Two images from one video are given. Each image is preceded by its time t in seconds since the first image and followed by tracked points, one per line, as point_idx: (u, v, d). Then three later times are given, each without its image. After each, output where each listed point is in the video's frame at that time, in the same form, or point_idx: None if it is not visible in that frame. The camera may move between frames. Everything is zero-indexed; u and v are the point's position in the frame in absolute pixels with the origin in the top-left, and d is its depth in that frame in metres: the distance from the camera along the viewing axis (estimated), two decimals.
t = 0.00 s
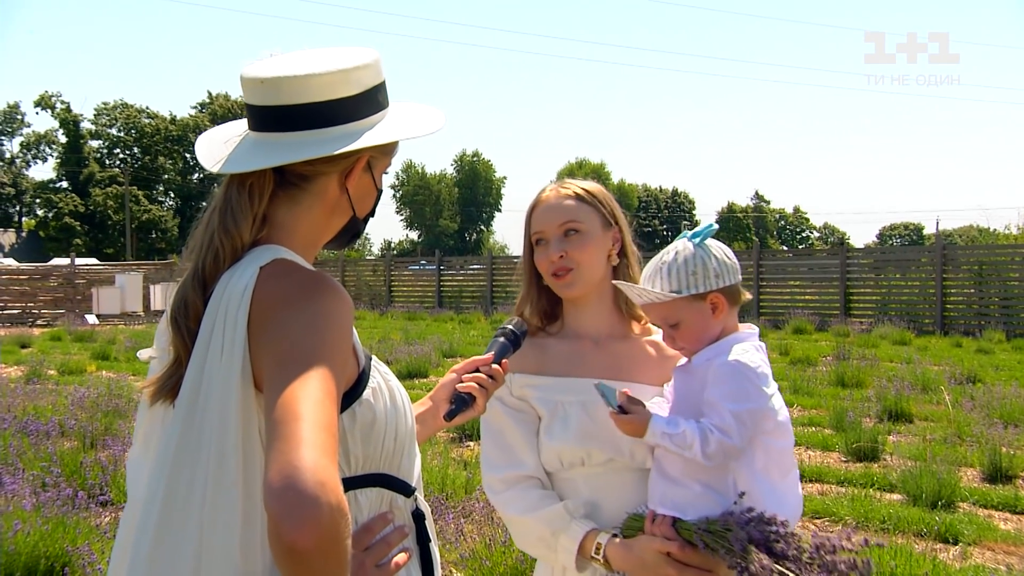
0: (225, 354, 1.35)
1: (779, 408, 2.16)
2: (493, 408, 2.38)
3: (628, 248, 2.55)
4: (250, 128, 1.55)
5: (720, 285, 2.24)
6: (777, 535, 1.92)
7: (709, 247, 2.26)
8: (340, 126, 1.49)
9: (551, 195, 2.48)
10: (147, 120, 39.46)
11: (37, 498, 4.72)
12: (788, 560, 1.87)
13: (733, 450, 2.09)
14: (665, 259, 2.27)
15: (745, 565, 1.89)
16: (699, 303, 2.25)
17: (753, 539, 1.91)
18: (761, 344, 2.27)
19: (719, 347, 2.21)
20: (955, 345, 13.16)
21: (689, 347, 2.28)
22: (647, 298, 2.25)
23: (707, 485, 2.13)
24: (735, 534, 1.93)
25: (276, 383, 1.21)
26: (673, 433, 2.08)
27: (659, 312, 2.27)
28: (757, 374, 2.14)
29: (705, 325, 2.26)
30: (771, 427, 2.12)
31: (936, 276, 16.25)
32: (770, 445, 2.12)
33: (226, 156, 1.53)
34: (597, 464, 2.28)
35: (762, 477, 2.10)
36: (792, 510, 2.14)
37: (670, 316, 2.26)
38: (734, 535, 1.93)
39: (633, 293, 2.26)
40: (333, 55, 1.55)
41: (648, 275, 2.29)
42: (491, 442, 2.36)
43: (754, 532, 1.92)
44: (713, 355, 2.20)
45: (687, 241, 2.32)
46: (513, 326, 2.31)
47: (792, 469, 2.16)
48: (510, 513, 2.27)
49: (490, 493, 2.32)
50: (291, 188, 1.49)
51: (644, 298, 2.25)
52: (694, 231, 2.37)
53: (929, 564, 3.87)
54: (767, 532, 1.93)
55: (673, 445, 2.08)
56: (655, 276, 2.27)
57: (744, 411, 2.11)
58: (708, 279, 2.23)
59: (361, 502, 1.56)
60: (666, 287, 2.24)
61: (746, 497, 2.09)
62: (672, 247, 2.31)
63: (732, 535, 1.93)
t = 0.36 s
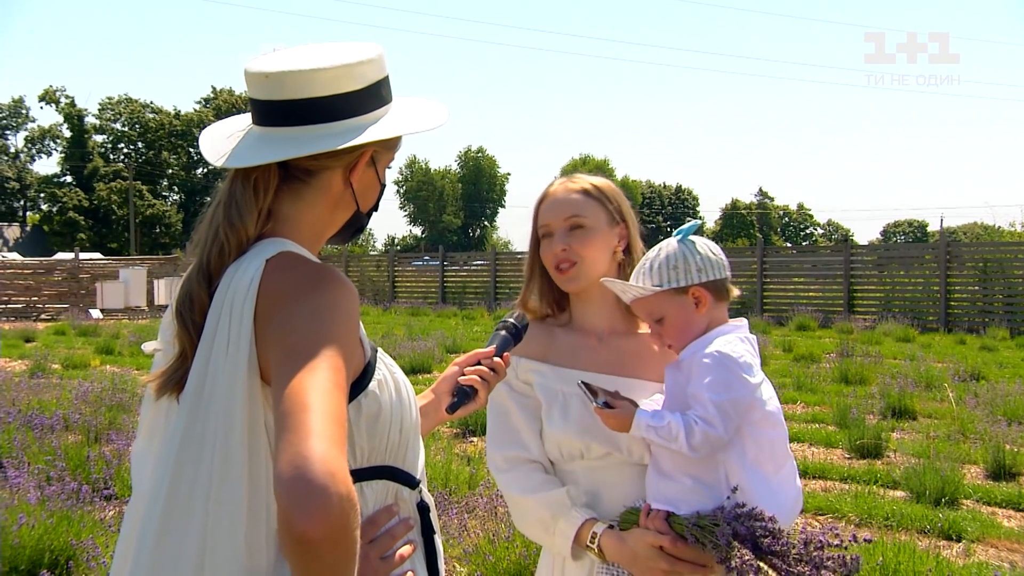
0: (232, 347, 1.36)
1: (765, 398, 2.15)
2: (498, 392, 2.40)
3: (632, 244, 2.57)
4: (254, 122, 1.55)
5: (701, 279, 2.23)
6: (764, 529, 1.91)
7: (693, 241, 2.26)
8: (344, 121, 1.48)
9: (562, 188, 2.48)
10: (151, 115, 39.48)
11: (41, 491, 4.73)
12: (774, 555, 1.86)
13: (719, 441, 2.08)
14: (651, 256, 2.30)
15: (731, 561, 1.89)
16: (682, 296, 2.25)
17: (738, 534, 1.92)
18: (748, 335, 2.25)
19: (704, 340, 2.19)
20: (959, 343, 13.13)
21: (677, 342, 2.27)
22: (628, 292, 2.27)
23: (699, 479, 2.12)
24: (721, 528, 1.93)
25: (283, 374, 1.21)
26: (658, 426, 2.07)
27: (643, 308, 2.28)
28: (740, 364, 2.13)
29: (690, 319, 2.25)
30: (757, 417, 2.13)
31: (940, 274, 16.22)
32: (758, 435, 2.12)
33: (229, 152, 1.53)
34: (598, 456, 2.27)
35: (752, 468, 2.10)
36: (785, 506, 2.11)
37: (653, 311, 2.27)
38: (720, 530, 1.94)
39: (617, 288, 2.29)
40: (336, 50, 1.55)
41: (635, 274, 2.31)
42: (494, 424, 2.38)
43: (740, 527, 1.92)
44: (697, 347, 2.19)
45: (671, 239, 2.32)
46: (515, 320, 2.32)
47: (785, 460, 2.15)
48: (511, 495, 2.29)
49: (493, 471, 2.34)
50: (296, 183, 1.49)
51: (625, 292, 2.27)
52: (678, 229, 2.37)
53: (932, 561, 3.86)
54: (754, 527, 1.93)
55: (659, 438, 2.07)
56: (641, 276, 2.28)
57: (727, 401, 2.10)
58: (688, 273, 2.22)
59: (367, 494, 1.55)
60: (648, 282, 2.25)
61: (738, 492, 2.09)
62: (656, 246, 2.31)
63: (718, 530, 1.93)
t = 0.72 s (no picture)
0: (240, 345, 1.36)
1: (769, 393, 2.15)
2: (500, 399, 2.40)
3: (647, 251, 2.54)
4: (262, 120, 1.55)
5: (693, 280, 2.23)
6: (778, 528, 1.91)
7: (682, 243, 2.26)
8: (352, 118, 1.48)
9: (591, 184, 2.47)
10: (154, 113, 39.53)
11: (45, 488, 4.75)
12: (789, 556, 1.86)
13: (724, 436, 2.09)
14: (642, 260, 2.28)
15: (745, 559, 1.88)
16: (677, 298, 2.24)
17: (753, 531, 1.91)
18: (744, 331, 2.25)
19: (702, 339, 2.20)
20: (962, 341, 13.12)
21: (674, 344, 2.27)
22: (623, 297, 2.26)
23: (708, 477, 2.13)
24: (736, 526, 1.94)
25: (292, 371, 1.21)
26: (664, 425, 2.07)
27: (638, 314, 2.27)
28: (739, 359, 2.13)
29: (686, 320, 2.25)
30: (762, 411, 2.13)
31: (944, 272, 16.21)
32: (762, 430, 2.12)
33: (238, 149, 1.53)
34: (604, 456, 2.27)
35: (759, 463, 2.10)
36: (794, 498, 2.11)
37: (650, 314, 2.26)
38: (735, 528, 1.94)
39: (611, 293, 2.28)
40: (344, 47, 1.55)
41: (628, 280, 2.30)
42: (498, 431, 2.38)
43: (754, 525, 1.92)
44: (695, 347, 2.19)
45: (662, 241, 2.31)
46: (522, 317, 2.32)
47: (791, 453, 2.15)
48: (517, 499, 2.28)
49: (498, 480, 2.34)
50: (304, 180, 1.49)
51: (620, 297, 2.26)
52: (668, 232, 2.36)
53: (936, 560, 3.86)
54: (769, 526, 1.93)
55: (666, 437, 2.07)
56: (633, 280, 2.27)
57: (728, 397, 2.11)
58: (681, 275, 2.22)
59: (374, 491, 1.55)
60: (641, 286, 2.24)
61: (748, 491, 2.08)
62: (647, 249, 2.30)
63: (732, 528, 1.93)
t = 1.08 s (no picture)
0: (250, 343, 1.37)
1: (792, 393, 2.18)
2: (510, 396, 2.39)
3: (654, 251, 2.58)
4: (272, 117, 1.56)
5: (719, 279, 2.25)
6: (809, 526, 1.96)
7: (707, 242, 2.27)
8: (362, 117, 1.49)
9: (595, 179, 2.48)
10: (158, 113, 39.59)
11: (51, 487, 4.75)
12: (823, 554, 1.91)
13: (755, 434, 2.09)
14: (667, 257, 2.30)
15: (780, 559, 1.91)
16: (701, 296, 2.26)
17: (787, 532, 1.95)
18: (768, 331, 2.29)
19: (726, 338, 2.22)
20: (967, 339, 13.10)
21: (696, 343, 2.28)
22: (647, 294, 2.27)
23: (730, 475, 2.14)
24: (768, 525, 1.96)
25: (302, 369, 1.22)
26: (696, 419, 2.08)
27: (660, 311, 2.28)
28: (768, 358, 2.16)
29: (709, 318, 2.26)
30: (787, 411, 2.15)
31: (948, 270, 16.17)
32: (787, 430, 2.15)
33: (249, 145, 1.55)
34: (619, 454, 2.28)
35: (783, 462, 2.13)
36: (815, 498, 2.16)
37: (673, 312, 2.27)
38: (768, 527, 1.96)
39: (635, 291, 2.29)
40: (354, 46, 1.56)
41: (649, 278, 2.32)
42: (509, 430, 2.37)
43: (789, 526, 1.96)
44: (721, 344, 2.21)
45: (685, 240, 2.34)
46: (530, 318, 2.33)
47: (812, 454, 2.19)
48: (534, 498, 2.28)
49: (512, 479, 2.34)
50: (314, 179, 1.50)
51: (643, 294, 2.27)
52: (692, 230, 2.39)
53: (941, 558, 3.87)
54: (800, 526, 1.96)
55: (698, 431, 2.07)
56: (657, 278, 2.29)
57: (759, 396, 2.12)
58: (707, 274, 2.24)
59: (383, 490, 1.56)
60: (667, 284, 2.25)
61: (772, 491, 2.11)
62: (671, 248, 2.33)
63: (766, 528, 1.96)
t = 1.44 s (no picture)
0: (250, 342, 1.37)
1: (811, 394, 2.20)
2: (518, 391, 2.40)
3: (654, 247, 2.58)
4: (274, 117, 1.57)
5: (746, 277, 2.29)
6: (824, 525, 1.92)
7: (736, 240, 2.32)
8: (364, 117, 1.50)
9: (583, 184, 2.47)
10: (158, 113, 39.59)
11: (52, 488, 4.76)
12: (839, 553, 1.85)
13: (776, 432, 2.11)
14: (696, 252, 2.34)
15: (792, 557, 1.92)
16: (726, 292, 2.29)
17: (803, 530, 1.93)
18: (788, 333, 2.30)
19: (748, 335, 2.24)
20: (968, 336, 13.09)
21: (715, 339, 2.30)
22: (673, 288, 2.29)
23: (745, 471, 2.15)
24: (784, 523, 1.96)
25: (301, 369, 1.22)
26: (719, 412, 2.09)
27: (684, 305, 2.31)
28: (790, 356, 2.18)
29: (732, 315, 2.29)
30: (805, 411, 2.17)
31: (949, 266, 16.17)
32: (806, 430, 2.16)
33: (251, 146, 1.55)
34: (627, 450, 2.29)
35: (799, 462, 2.15)
36: (827, 498, 2.16)
37: (697, 307, 2.30)
38: (783, 525, 1.96)
39: (659, 284, 2.31)
40: (356, 46, 1.57)
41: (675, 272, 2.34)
42: (517, 423, 2.37)
43: (803, 524, 1.94)
44: (743, 341, 2.24)
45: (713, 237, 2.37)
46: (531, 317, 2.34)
47: (826, 454, 2.20)
48: (544, 491, 2.27)
49: (523, 471, 2.33)
50: (315, 178, 1.50)
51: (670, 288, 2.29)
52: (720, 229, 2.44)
53: (942, 554, 3.87)
54: (816, 523, 1.93)
55: (721, 424, 2.09)
56: (684, 272, 2.32)
57: (782, 393, 2.13)
58: (736, 270, 2.28)
59: (384, 489, 1.57)
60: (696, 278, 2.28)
61: (786, 489, 2.13)
62: (699, 244, 2.36)
63: (781, 525, 1.96)
